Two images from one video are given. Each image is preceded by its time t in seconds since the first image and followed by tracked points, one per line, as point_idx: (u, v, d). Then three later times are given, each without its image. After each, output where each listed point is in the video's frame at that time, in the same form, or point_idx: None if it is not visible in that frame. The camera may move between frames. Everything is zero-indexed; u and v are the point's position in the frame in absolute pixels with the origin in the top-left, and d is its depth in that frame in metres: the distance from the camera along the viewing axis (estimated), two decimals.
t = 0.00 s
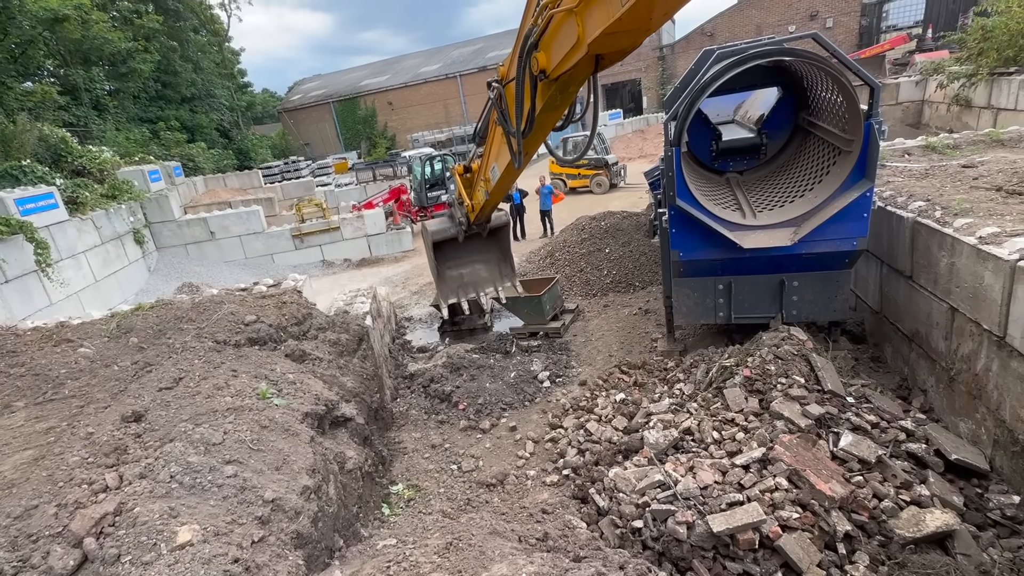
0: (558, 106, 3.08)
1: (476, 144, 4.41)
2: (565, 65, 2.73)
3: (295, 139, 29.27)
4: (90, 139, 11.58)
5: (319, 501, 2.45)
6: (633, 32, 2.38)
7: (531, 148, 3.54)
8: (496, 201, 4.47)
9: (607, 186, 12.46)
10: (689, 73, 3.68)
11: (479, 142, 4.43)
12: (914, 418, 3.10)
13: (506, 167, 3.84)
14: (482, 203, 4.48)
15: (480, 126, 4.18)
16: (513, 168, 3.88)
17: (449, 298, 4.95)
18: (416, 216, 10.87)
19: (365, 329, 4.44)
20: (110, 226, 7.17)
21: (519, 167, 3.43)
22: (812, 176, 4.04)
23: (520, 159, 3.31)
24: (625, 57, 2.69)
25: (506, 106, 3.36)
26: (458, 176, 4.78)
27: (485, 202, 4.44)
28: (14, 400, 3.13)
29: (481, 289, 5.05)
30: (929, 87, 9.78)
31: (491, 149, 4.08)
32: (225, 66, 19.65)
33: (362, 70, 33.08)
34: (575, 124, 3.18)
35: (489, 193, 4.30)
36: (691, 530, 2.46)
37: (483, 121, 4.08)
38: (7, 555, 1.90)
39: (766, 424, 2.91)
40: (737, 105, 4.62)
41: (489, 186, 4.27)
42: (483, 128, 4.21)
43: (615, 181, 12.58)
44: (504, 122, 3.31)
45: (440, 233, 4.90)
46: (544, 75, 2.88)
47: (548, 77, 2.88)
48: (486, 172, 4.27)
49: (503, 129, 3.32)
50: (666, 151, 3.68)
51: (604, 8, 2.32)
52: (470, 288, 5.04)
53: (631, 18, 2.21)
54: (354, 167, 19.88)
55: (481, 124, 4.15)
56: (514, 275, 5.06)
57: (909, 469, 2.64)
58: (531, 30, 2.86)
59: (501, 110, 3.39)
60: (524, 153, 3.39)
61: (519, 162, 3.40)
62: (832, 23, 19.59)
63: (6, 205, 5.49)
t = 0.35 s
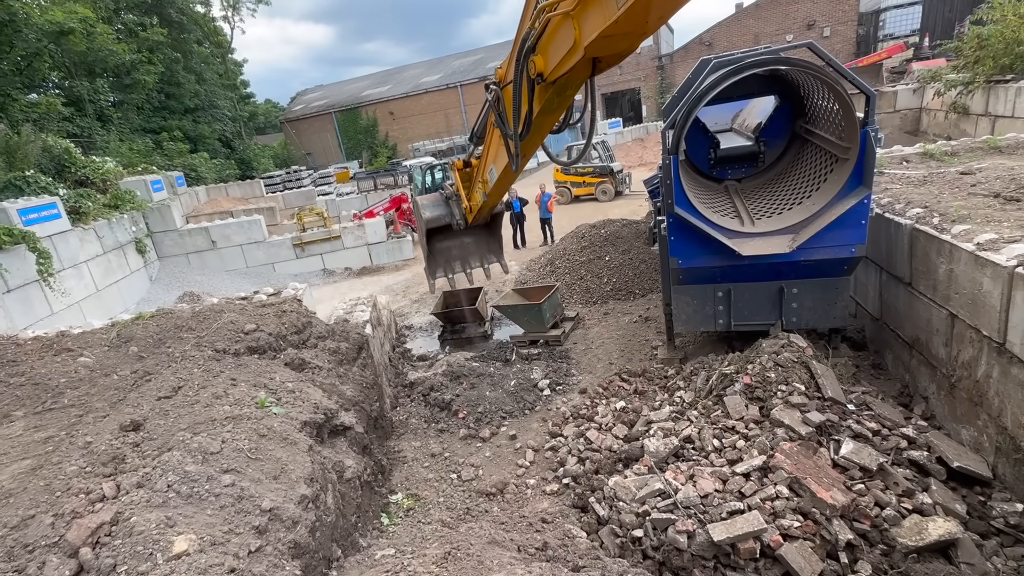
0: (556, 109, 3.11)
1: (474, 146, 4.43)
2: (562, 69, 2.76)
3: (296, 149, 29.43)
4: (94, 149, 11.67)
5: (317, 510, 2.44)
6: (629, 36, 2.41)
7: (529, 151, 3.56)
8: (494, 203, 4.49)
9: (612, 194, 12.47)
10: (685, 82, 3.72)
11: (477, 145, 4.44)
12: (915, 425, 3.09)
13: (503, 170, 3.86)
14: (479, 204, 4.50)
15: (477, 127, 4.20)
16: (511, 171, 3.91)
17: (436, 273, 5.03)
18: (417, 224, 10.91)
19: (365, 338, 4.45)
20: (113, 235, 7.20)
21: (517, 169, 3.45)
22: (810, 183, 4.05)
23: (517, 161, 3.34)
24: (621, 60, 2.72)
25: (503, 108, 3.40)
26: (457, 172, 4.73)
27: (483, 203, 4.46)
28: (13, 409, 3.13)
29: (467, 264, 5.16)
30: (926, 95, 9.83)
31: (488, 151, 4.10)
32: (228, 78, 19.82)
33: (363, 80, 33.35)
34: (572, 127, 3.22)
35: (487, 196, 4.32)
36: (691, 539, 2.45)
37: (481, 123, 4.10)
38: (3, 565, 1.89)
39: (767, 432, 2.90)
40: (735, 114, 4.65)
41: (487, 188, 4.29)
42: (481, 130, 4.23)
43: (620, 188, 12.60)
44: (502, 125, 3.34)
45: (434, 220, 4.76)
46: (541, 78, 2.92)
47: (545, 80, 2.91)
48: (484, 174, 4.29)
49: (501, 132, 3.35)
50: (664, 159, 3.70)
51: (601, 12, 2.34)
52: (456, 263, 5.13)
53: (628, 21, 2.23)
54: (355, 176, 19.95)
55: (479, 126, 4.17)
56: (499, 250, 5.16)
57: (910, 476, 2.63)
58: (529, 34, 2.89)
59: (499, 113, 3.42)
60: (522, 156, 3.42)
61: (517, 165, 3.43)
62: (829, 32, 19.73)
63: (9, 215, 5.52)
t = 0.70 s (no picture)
0: (555, 121, 3.14)
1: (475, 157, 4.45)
2: (561, 81, 2.78)
3: (299, 159, 29.60)
4: (99, 159, 11.76)
5: (316, 521, 2.43)
6: (627, 49, 2.43)
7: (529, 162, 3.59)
8: (495, 213, 4.51)
9: (618, 204, 12.51)
10: (684, 93, 3.76)
11: (478, 155, 4.47)
12: (919, 435, 3.07)
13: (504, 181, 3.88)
14: (480, 214, 4.51)
15: (478, 139, 4.23)
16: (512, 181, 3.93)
17: (433, 269, 4.94)
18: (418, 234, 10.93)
19: (366, 347, 4.45)
20: (116, 245, 7.23)
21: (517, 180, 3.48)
22: (809, 192, 4.06)
23: (517, 172, 3.36)
24: (620, 73, 2.74)
25: (504, 120, 3.42)
26: (459, 181, 4.72)
27: (484, 214, 4.48)
28: (14, 418, 3.13)
29: (465, 260, 5.03)
30: (926, 105, 9.87)
31: (489, 162, 4.12)
32: (233, 89, 20.01)
33: (366, 92, 33.64)
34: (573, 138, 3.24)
35: (488, 207, 4.33)
36: (693, 551, 2.43)
37: (481, 134, 4.13)
38: None
39: (769, 442, 2.89)
40: (735, 124, 4.67)
41: (488, 198, 4.31)
42: (481, 141, 4.25)
43: (626, 197, 12.62)
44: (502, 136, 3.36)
45: (434, 223, 4.74)
46: (540, 91, 2.94)
47: (544, 93, 2.93)
48: (485, 185, 4.31)
49: (501, 144, 3.37)
50: (663, 168, 3.72)
51: (599, 26, 2.37)
52: (454, 258, 5.00)
53: (625, 35, 2.26)
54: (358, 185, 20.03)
55: (479, 137, 4.19)
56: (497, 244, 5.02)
57: (914, 487, 2.61)
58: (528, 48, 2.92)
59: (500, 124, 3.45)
60: (522, 167, 3.44)
61: (517, 176, 3.45)
62: (828, 43, 19.86)
63: (14, 224, 5.57)
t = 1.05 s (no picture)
0: (560, 132, 3.16)
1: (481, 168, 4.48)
2: (566, 94, 2.80)
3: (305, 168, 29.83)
4: (108, 168, 11.89)
5: (320, 529, 2.42)
6: (631, 62, 2.45)
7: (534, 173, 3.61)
8: (500, 223, 4.53)
9: (626, 212, 12.49)
10: (688, 103, 3.78)
11: (483, 165, 4.49)
12: (928, 446, 3.04)
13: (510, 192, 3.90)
14: (486, 225, 4.53)
15: (484, 149, 4.26)
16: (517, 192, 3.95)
17: (438, 279, 4.95)
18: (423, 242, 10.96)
19: (370, 354, 4.46)
20: (124, 252, 7.29)
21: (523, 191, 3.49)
22: (814, 201, 4.06)
23: (522, 182, 3.38)
24: (624, 85, 2.75)
25: (509, 132, 3.44)
26: (464, 191, 4.74)
27: (489, 224, 4.49)
28: (21, 424, 3.14)
29: (470, 271, 5.05)
30: (930, 114, 9.87)
31: (494, 172, 4.14)
32: (241, 99, 20.24)
33: (372, 102, 33.92)
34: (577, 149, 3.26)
35: (493, 217, 4.35)
36: (700, 562, 2.41)
37: (487, 146, 4.15)
38: None
39: (775, 452, 2.87)
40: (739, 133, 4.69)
41: (493, 209, 4.33)
42: (487, 152, 4.28)
43: (634, 206, 12.60)
44: (508, 147, 3.38)
45: (439, 233, 4.74)
46: (546, 102, 2.96)
47: (549, 105, 2.95)
48: (490, 195, 4.33)
49: (507, 155, 3.39)
50: (668, 177, 3.73)
51: (603, 39, 2.39)
52: (459, 268, 5.01)
53: (629, 49, 2.27)
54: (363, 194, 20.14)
55: (485, 149, 4.22)
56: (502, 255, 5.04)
57: (923, 498, 2.58)
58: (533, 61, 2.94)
59: (505, 136, 3.47)
60: (527, 178, 3.46)
61: (522, 187, 3.47)
62: (832, 53, 19.90)
63: (25, 232, 5.62)
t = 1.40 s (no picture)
0: (570, 141, 3.16)
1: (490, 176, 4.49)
2: (578, 102, 2.80)
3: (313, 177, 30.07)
4: (121, 176, 12.02)
5: (329, 538, 2.41)
6: (643, 71, 2.45)
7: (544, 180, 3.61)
8: (509, 231, 4.54)
9: (633, 221, 12.48)
10: (697, 113, 3.78)
11: (493, 174, 4.50)
12: (944, 459, 2.99)
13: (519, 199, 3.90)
14: (494, 232, 4.54)
15: (493, 158, 4.27)
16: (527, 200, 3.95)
17: (445, 286, 4.93)
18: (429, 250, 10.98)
19: (378, 362, 4.45)
20: (135, 260, 7.35)
21: (533, 199, 3.49)
22: (824, 211, 4.04)
23: (533, 191, 3.38)
24: (636, 94, 2.75)
25: (520, 140, 3.45)
26: (473, 199, 4.74)
27: (498, 231, 4.50)
28: (33, 430, 3.15)
29: (478, 277, 5.01)
30: (939, 124, 9.84)
31: (504, 181, 4.14)
32: (251, 109, 20.46)
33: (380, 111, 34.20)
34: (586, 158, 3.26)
35: (502, 225, 4.35)
36: None
37: (497, 154, 4.16)
38: None
39: (788, 464, 2.83)
40: (747, 142, 4.68)
41: (502, 217, 4.33)
42: (496, 160, 4.29)
43: (641, 216, 12.59)
44: (518, 155, 3.39)
45: (447, 240, 4.76)
46: (557, 111, 2.97)
47: (560, 113, 2.96)
48: (499, 203, 4.34)
49: (517, 162, 3.39)
50: (677, 187, 3.73)
51: (616, 49, 2.39)
52: (466, 276, 4.98)
53: (642, 58, 2.28)
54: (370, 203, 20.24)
55: (494, 157, 4.23)
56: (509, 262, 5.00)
57: (940, 513, 2.54)
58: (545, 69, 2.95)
59: (515, 143, 3.48)
60: (537, 186, 3.46)
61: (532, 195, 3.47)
62: (838, 63, 19.90)
63: (39, 239, 5.67)
